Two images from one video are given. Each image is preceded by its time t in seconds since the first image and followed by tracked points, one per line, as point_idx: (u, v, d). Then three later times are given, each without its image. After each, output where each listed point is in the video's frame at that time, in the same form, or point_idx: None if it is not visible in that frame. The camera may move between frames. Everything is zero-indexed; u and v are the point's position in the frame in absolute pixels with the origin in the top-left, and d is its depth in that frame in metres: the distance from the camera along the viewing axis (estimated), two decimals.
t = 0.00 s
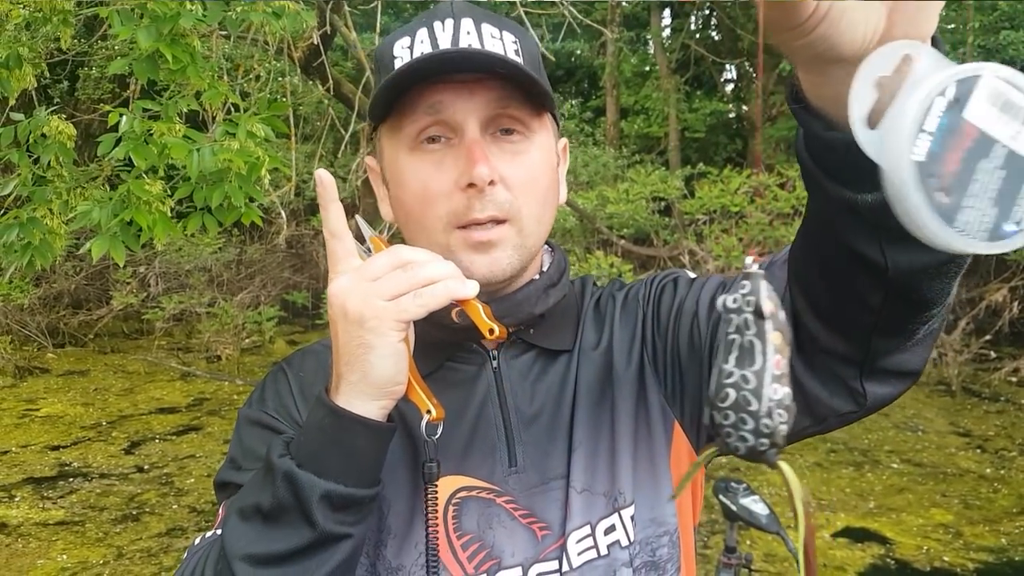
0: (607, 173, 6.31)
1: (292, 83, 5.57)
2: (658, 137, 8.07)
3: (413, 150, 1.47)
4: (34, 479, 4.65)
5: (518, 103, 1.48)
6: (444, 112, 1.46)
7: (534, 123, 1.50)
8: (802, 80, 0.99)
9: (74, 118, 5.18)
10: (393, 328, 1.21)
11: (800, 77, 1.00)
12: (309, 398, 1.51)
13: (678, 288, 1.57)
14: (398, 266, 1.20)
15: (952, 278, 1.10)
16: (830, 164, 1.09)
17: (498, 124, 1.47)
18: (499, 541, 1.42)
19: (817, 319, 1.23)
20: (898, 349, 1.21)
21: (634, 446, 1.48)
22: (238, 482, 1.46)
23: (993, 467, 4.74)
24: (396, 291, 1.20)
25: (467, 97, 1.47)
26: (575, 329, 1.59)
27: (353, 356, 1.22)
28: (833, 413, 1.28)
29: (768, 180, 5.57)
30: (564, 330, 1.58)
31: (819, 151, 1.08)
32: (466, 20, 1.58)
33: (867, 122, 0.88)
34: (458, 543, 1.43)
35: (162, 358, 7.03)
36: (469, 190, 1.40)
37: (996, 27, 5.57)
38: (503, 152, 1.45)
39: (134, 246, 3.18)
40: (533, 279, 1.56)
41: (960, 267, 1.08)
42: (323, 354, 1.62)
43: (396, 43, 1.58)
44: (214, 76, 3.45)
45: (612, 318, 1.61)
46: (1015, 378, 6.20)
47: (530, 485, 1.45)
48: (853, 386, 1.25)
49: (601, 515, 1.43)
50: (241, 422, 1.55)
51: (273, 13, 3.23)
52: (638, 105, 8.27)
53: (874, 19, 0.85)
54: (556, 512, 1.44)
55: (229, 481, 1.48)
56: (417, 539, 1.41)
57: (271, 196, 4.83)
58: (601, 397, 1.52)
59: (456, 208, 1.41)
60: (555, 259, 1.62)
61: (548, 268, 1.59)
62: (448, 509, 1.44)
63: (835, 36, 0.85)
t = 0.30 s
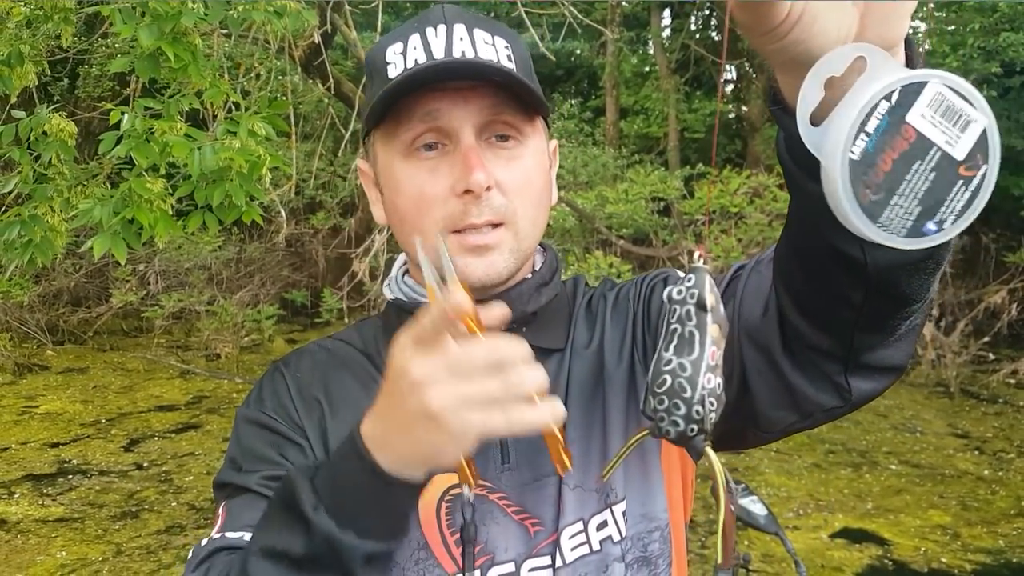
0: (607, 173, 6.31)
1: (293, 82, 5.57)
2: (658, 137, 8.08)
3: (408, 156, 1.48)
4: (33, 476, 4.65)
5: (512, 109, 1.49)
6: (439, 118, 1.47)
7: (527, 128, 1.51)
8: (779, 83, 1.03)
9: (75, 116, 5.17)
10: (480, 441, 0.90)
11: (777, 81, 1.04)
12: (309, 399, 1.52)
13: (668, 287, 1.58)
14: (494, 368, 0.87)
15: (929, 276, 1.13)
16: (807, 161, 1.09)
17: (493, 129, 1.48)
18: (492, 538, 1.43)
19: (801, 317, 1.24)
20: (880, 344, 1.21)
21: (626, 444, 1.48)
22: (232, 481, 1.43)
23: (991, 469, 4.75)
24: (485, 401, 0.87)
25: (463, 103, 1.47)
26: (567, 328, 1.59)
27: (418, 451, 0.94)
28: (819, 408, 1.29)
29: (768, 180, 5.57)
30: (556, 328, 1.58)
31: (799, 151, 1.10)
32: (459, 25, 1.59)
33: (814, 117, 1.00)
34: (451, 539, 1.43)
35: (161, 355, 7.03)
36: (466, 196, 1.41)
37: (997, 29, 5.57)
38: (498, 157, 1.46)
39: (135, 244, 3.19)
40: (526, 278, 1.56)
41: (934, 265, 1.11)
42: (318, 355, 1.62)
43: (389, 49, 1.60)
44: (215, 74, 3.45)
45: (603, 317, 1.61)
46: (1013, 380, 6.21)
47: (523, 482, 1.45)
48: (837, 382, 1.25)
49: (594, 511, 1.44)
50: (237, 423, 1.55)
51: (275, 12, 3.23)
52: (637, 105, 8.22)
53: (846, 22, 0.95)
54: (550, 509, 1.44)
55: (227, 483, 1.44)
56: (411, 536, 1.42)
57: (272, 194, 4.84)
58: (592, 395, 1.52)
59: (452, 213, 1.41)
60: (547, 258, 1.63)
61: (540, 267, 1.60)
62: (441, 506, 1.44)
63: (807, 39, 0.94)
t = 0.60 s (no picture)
0: (609, 171, 6.31)
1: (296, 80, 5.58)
2: (660, 135, 8.09)
3: (411, 150, 1.48)
4: (37, 471, 4.67)
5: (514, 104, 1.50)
6: (441, 112, 1.47)
7: (529, 124, 1.52)
8: (790, 80, 1.03)
9: (79, 113, 5.19)
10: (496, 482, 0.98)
11: (788, 78, 1.04)
12: (308, 405, 1.53)
13: (669, 288, 1.60)
14: (514, 412, 0.95)
15: (938, 272, 1.13)
16: (817, 163, 1.10)
17: (496, 124, 1.48)
18: (495, 539, 1.43)
19: (806, 314, 1.25)
20: (886, 343, 1.22)
21: (628, 444, 1.49)
22: (233, 490, 1.45)
23: (992, 469, 4.76)
24: (505, 443, 0.96)
25: (465, 97, 1.48)
26: (569, 328, 1.61)
27: (438, 492, 1.01)
28: (823, 407, 1.30)
29: (771, 180, 5.57)
30: (559, 329, 1.59)
31: (809, 153, 1.10)
32: (461, 22, 1.60)
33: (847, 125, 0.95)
34: (457, 543, 1.44)
35: (164, 352, 7.05)
36: (468, 190, 1.41)
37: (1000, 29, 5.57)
38: (500, 152, 1.46)
39: (140, 241, 3.20)
40: (527, 279, 1.56)
41: (944, 264, 1.11)
42: (316, 361, 1.63)
43: (391, 46, 1.61)
44: (219, 73, 3.46)
45: (605, 318, 1.62)
46: (1014, 380, 6.21)
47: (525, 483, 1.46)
48: (843, 381, 1.26)
49: (596, 512, 1.45)
50: (239, 429, 1.56)
51: (280, 11, 3.24)
52: (640, 103, 8.23)
53: (861, 20, 0.93)
54: (552, 510, 1.45)
55: (229, 493, 1.45)
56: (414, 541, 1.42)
57: (275, 192, 4.85)
58: (595, 394, 1.53)
59: (454, 208, 1.42)
60: (549, 259, 1.63)
61: (542, 269, 1.60)
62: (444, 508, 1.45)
63: (822, 38, 0.92)
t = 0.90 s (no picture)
0: (609, 170, 6.30)
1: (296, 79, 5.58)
2: (660, 134, 8.12)
3: (417, 133, 1.49)
4: (38, 472, 4.67)
5: (528, 101, 1.51)
6: (454, 98, 1.49)
7: (539, 124, 1.53)
8: (798, 90, 1.09)
9: (78, 113, 5.18)
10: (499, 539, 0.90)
11: (797, 88, 1.09)
12: (305, 410, 1.53)
13: (669, 285, 1.60)
14: (514, 476, 0.86)
15: (940, 279, 1.15)
16: (823, 171, 1.14)
17: (505, 117, 1.50)
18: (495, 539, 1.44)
19: (806, 315, 1.25)
20: (886, 346, 1.23)
21: (628, 442, 1.50)
22: (231, 499, 1.45)
23: (992, 466, 4.76)
24: (506, 506, 0.87)
25: (480, 86, 1.50)
26: (568, 327, 1.61)
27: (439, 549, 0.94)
28: (823, 407, 1.29)
29: (770, 178, 5.56)
30: (559, 328, 1.59)
31: (816, 160, 1.14)
32: (487, 18, 1.63)
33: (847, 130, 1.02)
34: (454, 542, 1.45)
35: (164, 352, 7.05)
36: (469, 176, 1.42)
37: (998, 26, 5.58)
38: (506, 144, 1.47)
39: (141, 241, 3.20)
40: (526, 280, 1.55)
41: (946, 270, 1.14)
42: (311, 361, 1.62)
43: (417, 31, 1.63)
44: (219, 72, 3.46)
45: (604, 316, 1.63)
46: (1014, 377, 6.21)
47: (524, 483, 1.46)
48: (843, 382, 1.26)
49: (596, 511, 1.46)
50: (236, 435, 1.56)
51: (280, 11, 3.23)
52: (640, 102, 8.24)
53: (870, 35, 1.00)
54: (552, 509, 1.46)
55: (228, 501, 1.45)
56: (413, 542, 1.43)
57: (275, 191, 4.85)
58: (595, 394, 1.53)
59: (454, 193, 1.43)
60: (548, 258, 1.63)
61: (541, 269, 1.59)
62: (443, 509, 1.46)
63: (834, 49, 0.98)
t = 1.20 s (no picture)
0: (608, 168, 6.28)
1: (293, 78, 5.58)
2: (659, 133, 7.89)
3: (468, 114, 1.53)
4: (38, 471, 4.67)
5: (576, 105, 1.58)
6: (512, 86, 1.53)
7: (579, 127, 1.60)
8: (816, 94, 1.10)
9: (76, 112, 5.19)
10: None
11: (815, 91, 1.10)
12: (299, 410, 1.52)
13: (672, 283, 1.60)
14: (458, 542, 0.94)
15: (951, 282, 1.14)
16: (840, 173, 1.13)
17: (554, 115, 1.56)
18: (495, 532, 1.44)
19: (813, 315, 1.26)
20: (892, 347, 1.23)
21: (630, 438, 1.51)
22: (223, 500, 1.47)
23: (990, 463, 4.78)
24: (460, 569, 0.96)
25: (537, 80, 1.54)
26: (571, 323, 1.62)
27: None
28: (827, 407, 1.30)
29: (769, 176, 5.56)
30: (562, 324, 1.60)
31: (832, 163, 1.13)
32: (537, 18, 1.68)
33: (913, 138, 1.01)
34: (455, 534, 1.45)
35: (163, 351, 7.06)
36: (520, 163, 1.47)
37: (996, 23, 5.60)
38: (553, 139, 1.53)
39: (141, 240, 3.21)
40: (538, 273, 1.57)
41: (956, 274, 1.13)
42: (307, 357, 1.62)
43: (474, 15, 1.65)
44: (218, 72, 3.47)
45: (607, 314, 1.64)
46: (1012, 375, 6.22)
47: (526, 477, 1.47)
48: (849, 383, 1.26)
49: (598, 507, 1.46)
50: (231, 431, 1.57)
51: (279, 10, 3.23)
52: (637, 100, 8.24)
53: (895, 39, 1.00)
54: (553, 503, 1.47)
55: (220, 502, 1.47)
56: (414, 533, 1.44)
57: (273, 190, 4.85)
58: (597, 390, 1.54)
59: (503, 177, 1.47)
60: (558, 254, 1.65)
61: (552, 263, 1.61)
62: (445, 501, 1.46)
63: (858, 55, 0.99)
